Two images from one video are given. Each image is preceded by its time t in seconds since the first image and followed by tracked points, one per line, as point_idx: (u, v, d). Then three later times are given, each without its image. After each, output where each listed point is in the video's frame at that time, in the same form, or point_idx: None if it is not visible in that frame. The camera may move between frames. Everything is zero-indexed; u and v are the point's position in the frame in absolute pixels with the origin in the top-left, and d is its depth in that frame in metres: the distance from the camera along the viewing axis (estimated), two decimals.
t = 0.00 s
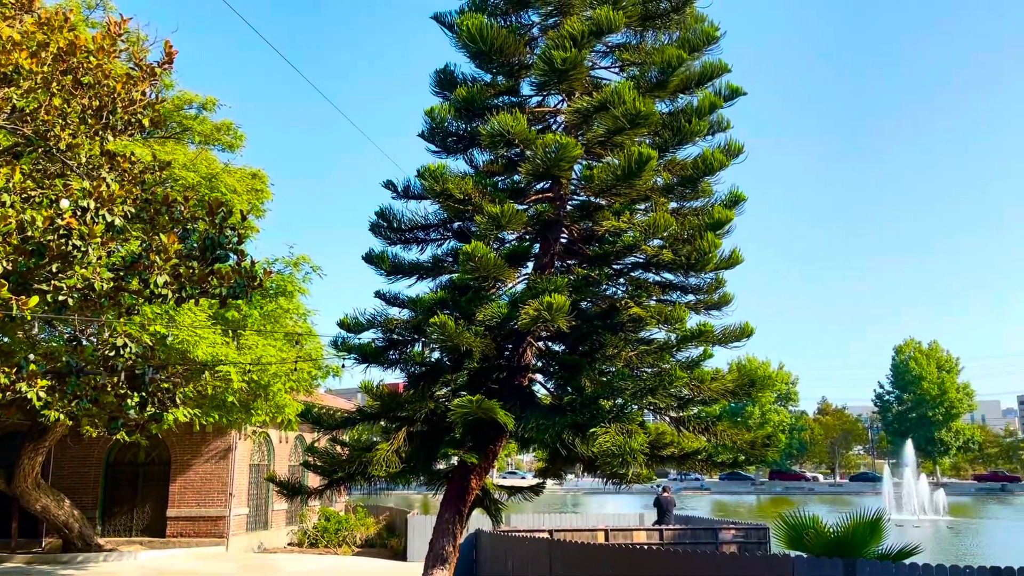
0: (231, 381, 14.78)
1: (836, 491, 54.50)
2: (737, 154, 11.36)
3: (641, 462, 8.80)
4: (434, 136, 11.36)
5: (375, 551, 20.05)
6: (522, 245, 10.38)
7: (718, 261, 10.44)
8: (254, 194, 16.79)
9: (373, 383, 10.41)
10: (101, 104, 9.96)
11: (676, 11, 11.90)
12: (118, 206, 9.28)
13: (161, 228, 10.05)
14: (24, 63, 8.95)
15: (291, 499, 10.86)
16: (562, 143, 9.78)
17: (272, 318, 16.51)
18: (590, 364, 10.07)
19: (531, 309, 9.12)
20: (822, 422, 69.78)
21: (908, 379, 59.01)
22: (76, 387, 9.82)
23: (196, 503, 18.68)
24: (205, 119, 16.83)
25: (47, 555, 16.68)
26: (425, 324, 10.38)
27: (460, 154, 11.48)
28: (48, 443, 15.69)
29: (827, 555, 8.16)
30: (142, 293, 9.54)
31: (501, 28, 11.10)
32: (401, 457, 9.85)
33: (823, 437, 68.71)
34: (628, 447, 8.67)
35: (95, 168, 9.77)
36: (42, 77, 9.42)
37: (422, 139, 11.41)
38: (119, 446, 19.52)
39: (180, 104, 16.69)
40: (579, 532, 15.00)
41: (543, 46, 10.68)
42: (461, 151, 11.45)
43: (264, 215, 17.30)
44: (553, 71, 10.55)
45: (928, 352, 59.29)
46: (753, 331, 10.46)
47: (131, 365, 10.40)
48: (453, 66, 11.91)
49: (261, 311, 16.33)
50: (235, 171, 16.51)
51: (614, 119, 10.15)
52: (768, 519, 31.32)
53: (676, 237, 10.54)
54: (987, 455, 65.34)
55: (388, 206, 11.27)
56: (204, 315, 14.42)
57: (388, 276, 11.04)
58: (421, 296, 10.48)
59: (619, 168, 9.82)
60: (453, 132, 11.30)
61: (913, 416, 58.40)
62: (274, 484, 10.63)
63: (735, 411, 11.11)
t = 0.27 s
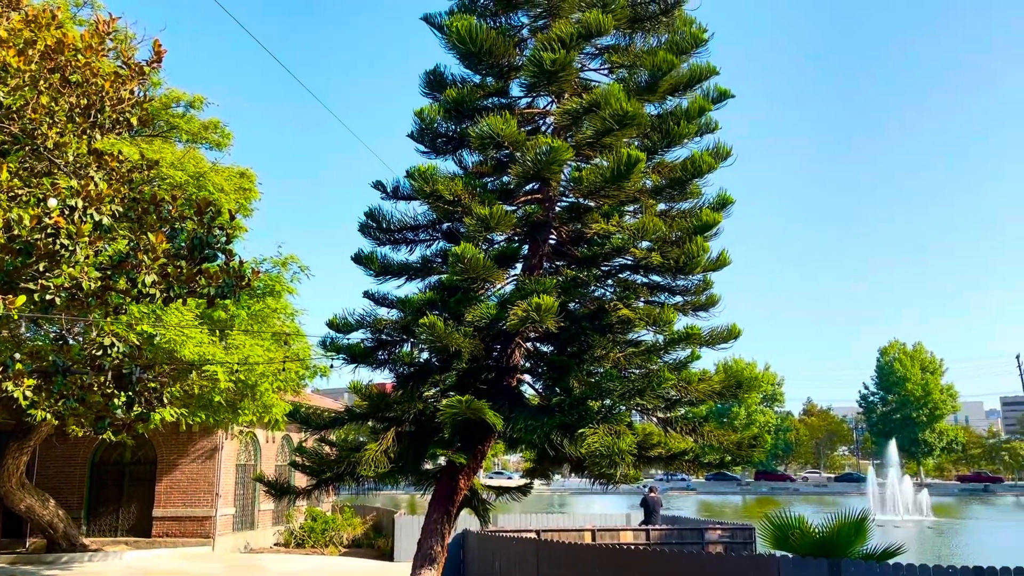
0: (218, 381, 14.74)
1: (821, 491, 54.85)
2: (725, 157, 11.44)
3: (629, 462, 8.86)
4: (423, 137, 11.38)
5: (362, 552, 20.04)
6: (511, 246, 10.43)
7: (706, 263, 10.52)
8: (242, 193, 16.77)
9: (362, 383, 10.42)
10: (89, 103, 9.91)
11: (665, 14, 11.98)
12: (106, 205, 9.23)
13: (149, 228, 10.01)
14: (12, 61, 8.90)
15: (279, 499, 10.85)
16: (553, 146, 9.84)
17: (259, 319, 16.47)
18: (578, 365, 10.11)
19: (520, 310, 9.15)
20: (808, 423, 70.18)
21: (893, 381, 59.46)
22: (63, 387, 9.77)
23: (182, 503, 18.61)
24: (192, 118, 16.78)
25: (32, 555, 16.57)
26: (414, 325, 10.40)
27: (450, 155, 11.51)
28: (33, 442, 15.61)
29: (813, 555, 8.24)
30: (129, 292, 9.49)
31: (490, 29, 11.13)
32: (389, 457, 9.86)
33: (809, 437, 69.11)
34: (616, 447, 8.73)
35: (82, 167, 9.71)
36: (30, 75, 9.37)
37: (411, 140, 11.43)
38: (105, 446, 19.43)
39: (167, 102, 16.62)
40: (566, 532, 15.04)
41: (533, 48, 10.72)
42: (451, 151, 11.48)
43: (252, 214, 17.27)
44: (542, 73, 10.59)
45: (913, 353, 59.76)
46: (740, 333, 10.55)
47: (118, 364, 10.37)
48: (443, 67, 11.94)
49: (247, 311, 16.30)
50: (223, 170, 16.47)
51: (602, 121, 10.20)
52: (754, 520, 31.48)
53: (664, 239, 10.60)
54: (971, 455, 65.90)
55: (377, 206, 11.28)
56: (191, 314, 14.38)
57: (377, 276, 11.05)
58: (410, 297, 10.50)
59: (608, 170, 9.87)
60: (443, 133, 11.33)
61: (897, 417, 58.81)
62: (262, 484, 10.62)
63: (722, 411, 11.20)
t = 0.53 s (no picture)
0: (205, 380, 14.70)
1: (805, 490, 55.25)
2: (713, 158, 11.53)
3: (616, 461, 8.93)
4: (412, 137, 11.41)
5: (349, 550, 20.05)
6: (499, 246, 10.49)
7: (693, 263, 10.60)
8: (229, 190, 16.73)
9: (351, 383, 10.44)
10: (76, 100, 9.83)
11: (654, 15, 12.05)
12: (93, 202, 9.16)
13: (136, 226, 9.94)
14: None
15: (267, 498, 10.86)
16: (541, 146, 9.88)
17: (247, 317, 16.42)
18: (566, 365, 10.17)
19: (509, 310, 9.19)
20: (792, 422, 70.65)
21: (876, 380, 59.97)
22: (49, 385, 9.71)
23: (167, 501, 18.54)
24: (179, 114, 16.69)
25: (15, 554, 16.45)
26: (403, 324, 10.43)
27: (438, 154, 11.54)
28: (17, 440, 15.50)
29: (797, 553, 8.39)
30: (116, 290, 9.43)
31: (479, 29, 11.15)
32: (377, 456, 9.89)
33: (793, 436, 69.61)
34: (603, 447, 8.79)
35: (69, 164, 9.63)
36: (16, 71, 9.28)
37: (400, 139, 11.45)
38: (90, 444, 19.32)
39: (154, 98, 16.53)
40: (552, 531, 15.10)
41: (522, 48, 10.75)
42: (439, 151, 11.51)
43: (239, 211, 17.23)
44: (532, 73, 10.63)
45: (896, 353, 60.33)
46: (727, 332, 10.64)
47: (104, 362, 10.31)
48: (432, 66, 11.96)
49: (235, 309, 16.17)
50: (210, 167, 16.41)
51: (590, 121, 10.24)
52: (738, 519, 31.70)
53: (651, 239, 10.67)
54: (952, 454, 66.59)
55: (366, 205, 11.29)
56: (178, 312, 14.34)
57: (366, 275, 11.06)
58: (399, 296, 10.52)
59: (596, 170, 9.92)
60: (432, 133, 11.36)
61: (880, 416, 59.32)
62: (250, 482, 10.62)
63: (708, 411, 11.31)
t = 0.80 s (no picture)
0: (188, 378, 14.64)
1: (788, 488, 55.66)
2: (697, 160, 11.61)
3: (600, 460, 8.99)
4: (398, 136, 11.43)
5: (332, 548, 20.01)
6: (485, 245, 10.53)
7: (677, 264, 10.68)
8: (213, 188, 16.66)
9: (336, 381, 10.45)
10: (60, 96, 9.74)
11: (640, 16, 12.11)
12: (76, 199, 9.08)
13: (120, 223, 9.87)
14: None
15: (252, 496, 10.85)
16: (525, 146, 9.92)
17: (232, 314, 16.26)
18: (551, 364, 10.21)
19: (495, 309, 9.23)
20: (775, 420, 71.12)
21: (858, 380, 60.48)
22: (31, 383, 9.64)
23: (150, 500, 18.44)
24: (163, 110, 16.59)
25: None
26: (388, 323, 10.45)
27: (425, 154, 11.56)
28: None
29: (779, 551, 8.47)
30: (100, 287, 9.34)
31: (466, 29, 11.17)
32: (362, 454, 9.90)
33: (776, 435, 70.09)
34: (587, 446, 8.84)
35: (52, 161, 9.54)
36: None
37: (386, 138, 11.46)
38: (71, 442, 19.19)
39: (137, 94, 16.41)
40: (536, 529, 15.14)
41: (509, 48, 10.78)
42: (426, 150, 11.53)
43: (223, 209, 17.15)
44: (518, 73, 10.67)
45: (878, 352, 60.90)
46: (710, 332, 10.72)
47: (87, 360, 10.25)
48: (418, 65, 11.97)
49: (220, 307, 16.07)
50: (194, 164, 16.33)
51: (576, 121, 10.29)
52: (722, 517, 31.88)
53: (635, 239, 10.74)
54: (932, 453, 67.35)
55: (352, 204, 11.29)
56: (161, 310, 14.26)
57: (351, 274, 11.07)
58: (385, 295, 10.53)
59: (582, 170, 9.96)
60: (418, 132, 11.39)
61: (862, 415, 59.84)
62: (234, 481, 10.60)
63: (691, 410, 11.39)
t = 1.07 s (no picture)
0: (172, 377, 14.57)
1: (771, 487, 56.01)
2: (682, 162, 11.70)
3: (584, 459, 9.04)
4: (385, 136, 11.44)
5: (316, 548, 19.96)
6: (472, 246, 10.55)
7: (662, 265, 10.76)
8: (198, 186, 16.60)
9: (321, 380, 10.44)
10: (44, 93, 9.63)
11: (626, 19, 12.18)
12: (60, 197, 8.98)
13: (104, 221, 9.79)
14: None
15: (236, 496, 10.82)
16: (510, 146, 9.95)
17: (215, 313, 16.17)
18: (537, 364, 10.25)
19: (482, 309, 9.26)
20: (758, 420, 71.56)
21: (841, 380, 60.97)
22: (13, 382, 9.56)
23: (132, 499, 18.32)
24: (147, 108, 16.50)
25: None
26: (375, 323, 10.46)
27: (411, 154, 11.57)
28: None
29: (761, 550, 8.58)
30: (83, 286, 9.24)
31: (453, 29, 11.19)
32: (348, 454, 9.91)
33: (759, 434, 70.53)
34: (572, 446, 8.88)
35: (35, 159, 9.45)
36: None
37: (373, 138, 11.46)
38: (53, 441, 19.06)
39: (121, 91, 16.31)
40: (521, 528, 15.18)
41: (497, 50, 10.82)
42: (412, 150, 11.54)
43: (207, 207, 17.07)
44: (505, 75, 10.70)
45: (860, 353, 61.43)
46: (694, 333, 10.81)
47: (70, 359, 10.17)
48: (405, 65, 11.97)
49: (204, 306, 16.00)
50: (178, 163, 16.25)
51: (562, 124, 10.34)
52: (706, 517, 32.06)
53: (621, 240, 10.81)
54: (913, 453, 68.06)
55: (338, 204, 11.29)
56: (145, 309, 14.18)
57: (337, 274, 11.07)
58: (370, 295, 10.54)
59: (568, 172, 10.01)
60: (405, 132, 11.40)
61: (844, 415, 60.32)
62: (218, 480, 10.58)
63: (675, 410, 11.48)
